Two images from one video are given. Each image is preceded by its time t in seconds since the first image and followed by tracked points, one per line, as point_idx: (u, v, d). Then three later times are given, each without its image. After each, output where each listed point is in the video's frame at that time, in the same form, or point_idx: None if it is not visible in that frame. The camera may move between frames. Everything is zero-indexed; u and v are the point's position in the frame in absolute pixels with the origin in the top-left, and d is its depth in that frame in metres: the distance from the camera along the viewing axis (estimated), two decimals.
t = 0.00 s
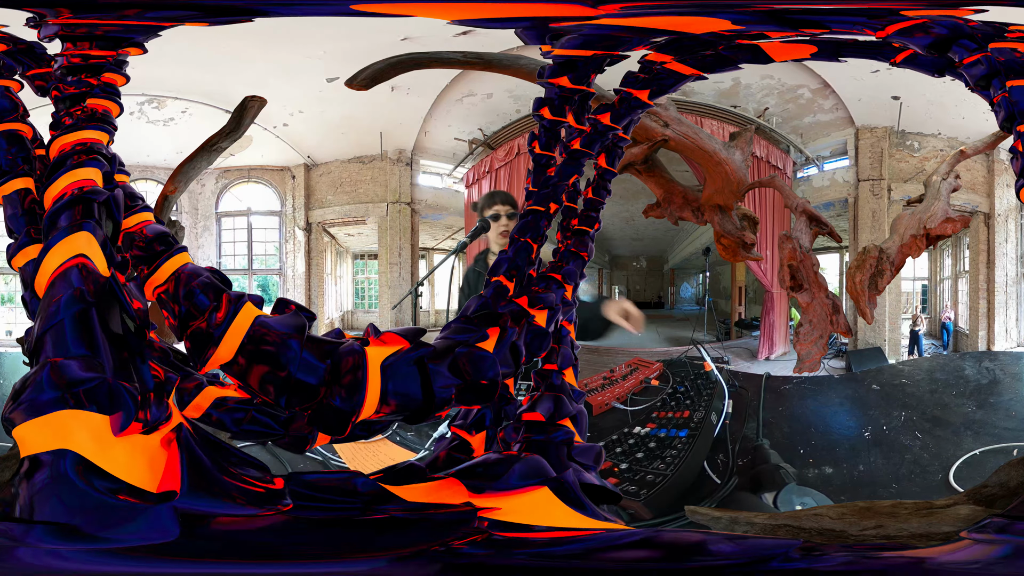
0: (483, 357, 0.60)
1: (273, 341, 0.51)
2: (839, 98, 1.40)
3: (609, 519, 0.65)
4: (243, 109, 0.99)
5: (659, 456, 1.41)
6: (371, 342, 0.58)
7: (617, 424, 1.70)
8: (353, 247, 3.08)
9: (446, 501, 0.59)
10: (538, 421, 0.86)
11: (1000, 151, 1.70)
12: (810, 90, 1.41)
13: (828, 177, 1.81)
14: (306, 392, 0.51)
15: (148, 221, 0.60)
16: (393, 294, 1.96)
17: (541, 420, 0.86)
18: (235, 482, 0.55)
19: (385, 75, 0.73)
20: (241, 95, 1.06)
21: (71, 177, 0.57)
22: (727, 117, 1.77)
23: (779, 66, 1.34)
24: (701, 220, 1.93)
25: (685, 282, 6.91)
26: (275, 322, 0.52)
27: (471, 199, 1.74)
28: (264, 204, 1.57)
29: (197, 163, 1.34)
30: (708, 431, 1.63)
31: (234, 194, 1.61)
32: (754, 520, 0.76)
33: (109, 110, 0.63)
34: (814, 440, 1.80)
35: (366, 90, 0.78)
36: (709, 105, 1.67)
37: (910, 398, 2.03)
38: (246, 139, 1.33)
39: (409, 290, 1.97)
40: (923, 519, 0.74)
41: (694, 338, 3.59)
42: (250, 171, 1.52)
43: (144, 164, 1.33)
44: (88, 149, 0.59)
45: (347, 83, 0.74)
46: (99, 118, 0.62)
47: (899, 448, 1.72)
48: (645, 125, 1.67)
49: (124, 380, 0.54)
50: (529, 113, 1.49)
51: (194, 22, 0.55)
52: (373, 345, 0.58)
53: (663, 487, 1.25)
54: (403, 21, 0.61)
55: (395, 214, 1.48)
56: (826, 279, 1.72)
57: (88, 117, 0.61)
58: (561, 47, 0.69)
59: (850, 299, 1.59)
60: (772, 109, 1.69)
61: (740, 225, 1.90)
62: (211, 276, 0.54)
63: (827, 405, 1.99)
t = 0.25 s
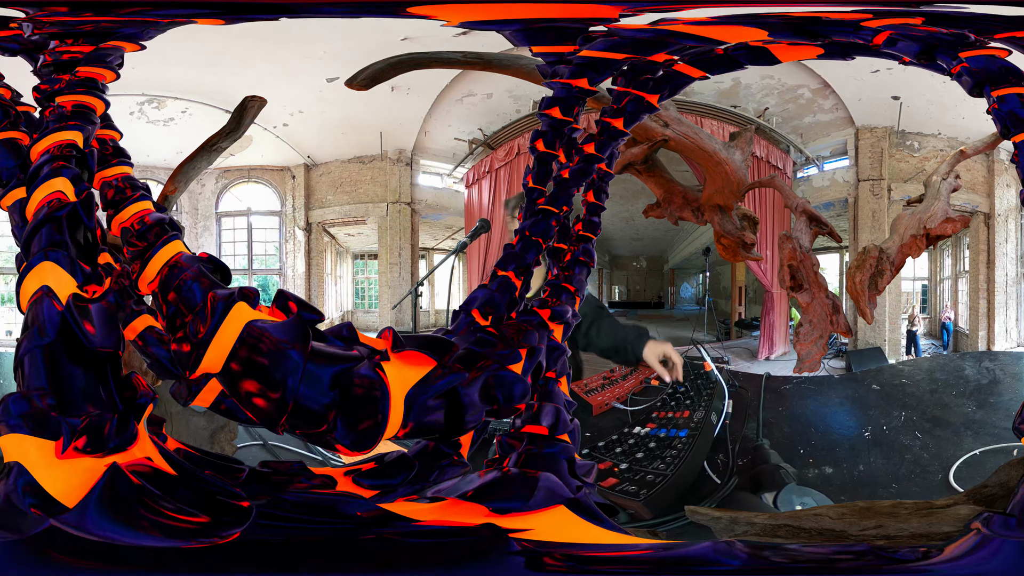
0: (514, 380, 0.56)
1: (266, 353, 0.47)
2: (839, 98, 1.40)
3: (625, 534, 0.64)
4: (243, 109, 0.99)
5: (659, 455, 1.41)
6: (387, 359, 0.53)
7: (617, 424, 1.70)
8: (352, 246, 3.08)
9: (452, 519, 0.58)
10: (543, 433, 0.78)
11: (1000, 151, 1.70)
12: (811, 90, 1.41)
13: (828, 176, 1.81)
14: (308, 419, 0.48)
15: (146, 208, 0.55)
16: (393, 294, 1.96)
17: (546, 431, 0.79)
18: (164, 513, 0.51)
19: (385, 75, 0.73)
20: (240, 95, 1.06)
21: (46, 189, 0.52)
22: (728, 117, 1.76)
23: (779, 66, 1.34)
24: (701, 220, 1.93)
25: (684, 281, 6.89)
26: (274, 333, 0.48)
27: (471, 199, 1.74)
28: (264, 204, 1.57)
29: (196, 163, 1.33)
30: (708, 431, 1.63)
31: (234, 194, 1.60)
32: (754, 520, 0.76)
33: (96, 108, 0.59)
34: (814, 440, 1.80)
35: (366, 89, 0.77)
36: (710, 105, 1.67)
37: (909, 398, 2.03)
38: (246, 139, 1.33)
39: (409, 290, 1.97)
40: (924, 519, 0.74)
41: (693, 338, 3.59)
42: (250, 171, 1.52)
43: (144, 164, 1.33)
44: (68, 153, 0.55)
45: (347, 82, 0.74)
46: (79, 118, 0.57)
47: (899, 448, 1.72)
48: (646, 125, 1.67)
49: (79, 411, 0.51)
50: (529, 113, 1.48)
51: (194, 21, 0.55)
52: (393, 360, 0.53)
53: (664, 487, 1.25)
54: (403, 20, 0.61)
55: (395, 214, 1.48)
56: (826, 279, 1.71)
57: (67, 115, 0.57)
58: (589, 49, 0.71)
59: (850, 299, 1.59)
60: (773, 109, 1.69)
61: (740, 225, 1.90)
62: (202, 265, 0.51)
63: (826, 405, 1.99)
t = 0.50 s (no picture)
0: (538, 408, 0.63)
1: (247, 372, 0.48)
2: (838, 98, 1.40)
3: (615, 542, 0.66)
4: (242, 109, 0.99)
5: (659, 455, 1.41)
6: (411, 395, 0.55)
7: (617, 424, 1.70)
8: (352, 246, 3.08)
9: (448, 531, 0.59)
10: (538, 441, 0.70)
11: (1000, 151, 1.70)
12: (811, 90, 1.41)
13: (828, 176, 1.81)
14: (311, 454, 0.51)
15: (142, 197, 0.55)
16: (393, 294, 1.96)
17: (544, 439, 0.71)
18: (114, 527, 0.53)
19: (385, 75, 0.73)
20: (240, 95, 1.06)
21: (26, 206, 0.50)
22: (728, 117, 1.76)
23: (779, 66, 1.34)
24: (701, 220, 1.93)
25: (684, 281, 6.88)
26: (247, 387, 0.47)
27: (471, 200, 1.74)
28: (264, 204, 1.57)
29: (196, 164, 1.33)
30: (708, 431, 1.63)
31: (234, 194, 1.60)
32: (754, 521, 0.76)
33: (79, 108, 0.57)
34: (814, 440, 1.80)
35: (366, 90, 0.77)
36: (710, 105, 1.67)
37: (910, 398, 2.02)
38: (246, 139, 1.33)
39: (409, 290, 1.97)
40: (924, 519, 0.74)
41: (694, 338, 3.59)
42: (250, 171, 1.52)
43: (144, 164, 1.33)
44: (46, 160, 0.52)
45: (347, 83, 0.74)
46: (57, 119, 0.54)
47: (899, 448, 1.72)
48: (646, 126, 1.67)
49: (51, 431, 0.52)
50: (530, 113, 1.48)
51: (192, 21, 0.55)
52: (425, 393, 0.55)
53: (664, 487, 1.25)
54: (403, 20, 0.61)
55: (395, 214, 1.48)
56: (826, 279, 1.71)
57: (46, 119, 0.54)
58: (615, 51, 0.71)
59: (850, 299, 1.59)
60: (773, 109, 1.69)
61: (740, 225, 1.90)
62: (190, 258, 0.51)
63: (826, 405, 1.99)
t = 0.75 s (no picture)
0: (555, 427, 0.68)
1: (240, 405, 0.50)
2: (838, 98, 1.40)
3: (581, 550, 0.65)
4: (242, 109, 0.98)
5: (659, 456, 1.41)
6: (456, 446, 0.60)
7: (617, 424, 1.70)
8: (352, 246, 3.08)
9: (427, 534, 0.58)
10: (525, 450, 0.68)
11: (1000, 151, 1.69)
12: (811, 90, 1.42)
13: (828, 176, 1.81)
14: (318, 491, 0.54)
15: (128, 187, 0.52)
16: (393, 294, 1.96)
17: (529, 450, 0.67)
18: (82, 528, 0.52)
19: (385, 75, 0.73)
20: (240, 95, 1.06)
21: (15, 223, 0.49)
22: (728, 117, 1.76)
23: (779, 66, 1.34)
24: (701, 220, 1.93)
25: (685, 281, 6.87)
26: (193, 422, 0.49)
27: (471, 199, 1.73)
28: (264, 204, 1.57)
29: (197, 164, 1.33)
30: (709, 431, 1.63)
31: (234, 194, 1.60)
32: (754, 520, 0.76)
33: (55, 110, 0.53)
34: (814, 440, 1.80)
35: (365, 89, 0.77)
36: (710, 105, 1.68)
37: (910, 398, 2.02)
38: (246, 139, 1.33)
39: (409, 290, 1.97)
40: (923, 519, 0.74)
41: (694, 338, 3.59)
42: (250, 171, 1.52)
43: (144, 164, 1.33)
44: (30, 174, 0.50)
45: (347, 82, 0.74)
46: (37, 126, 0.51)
47: (899, 448, 1.72)
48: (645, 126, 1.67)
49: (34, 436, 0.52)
50: (530, 113, 1.48)
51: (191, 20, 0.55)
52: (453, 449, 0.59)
53: (664, 487, 1.25)
54: (402, 20, 0.61)
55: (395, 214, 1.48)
56: (826, 279, 1.72)
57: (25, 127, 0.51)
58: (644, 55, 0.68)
59: (850, 299, 1.59)
60: (773, 109, 1.69)
61: (740, 225, 1.90)
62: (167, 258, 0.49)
63: (827, 405, 1.99)
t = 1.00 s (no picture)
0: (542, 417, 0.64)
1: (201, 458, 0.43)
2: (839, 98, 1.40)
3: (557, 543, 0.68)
4: (242, 108, 0.98)
5: (659, 456, 1.41)
6: (506, 490, 0.50)
7: (617, 424, 1.69)
8: (352, 246, 3.08)
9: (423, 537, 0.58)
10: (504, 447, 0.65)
11: (1000, 151, 1.69)
12: (811, 90, 1.41)
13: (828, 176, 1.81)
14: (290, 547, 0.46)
15: (108, 151, 0.46)
16: (392, 294, 1.96)
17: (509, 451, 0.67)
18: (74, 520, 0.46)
19: (385, 75, 0.72)
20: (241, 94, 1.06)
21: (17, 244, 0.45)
22: (728, 116, 1.76)
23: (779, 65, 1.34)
24: (701, 220, 1.92)
25: (685, 281, 6.86)
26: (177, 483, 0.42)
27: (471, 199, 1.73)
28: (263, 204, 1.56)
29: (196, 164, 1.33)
30: (709, 431, 1.63)
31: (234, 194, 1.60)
32: (754, 521, 0.76)
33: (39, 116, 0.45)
34: (814, 440, 1.80)
35: (365, 89, 0.76)
36: (710, 105, 1.67)
37: (910, 398, 2.02)
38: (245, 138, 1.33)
39: (408, 290, 1.97)
40: (924, 519, 0.74)
41: (693, 338, 3.59)
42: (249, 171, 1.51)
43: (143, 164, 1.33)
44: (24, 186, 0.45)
45: (346, 82, 0.73)
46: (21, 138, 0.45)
47: (899, 447, 1.72)
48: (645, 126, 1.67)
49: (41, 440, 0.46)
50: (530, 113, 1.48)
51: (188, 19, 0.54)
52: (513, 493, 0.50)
53: (664, 487, 1.24)
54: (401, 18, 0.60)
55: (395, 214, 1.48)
56: (826, 279, 1.72)
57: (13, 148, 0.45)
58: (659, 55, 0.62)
59: (850, 299, 1.59)
60: (773, 109, 1.69)
61: (740, 224, 1.89)
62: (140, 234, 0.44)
63: (827, 405, 1.99)
